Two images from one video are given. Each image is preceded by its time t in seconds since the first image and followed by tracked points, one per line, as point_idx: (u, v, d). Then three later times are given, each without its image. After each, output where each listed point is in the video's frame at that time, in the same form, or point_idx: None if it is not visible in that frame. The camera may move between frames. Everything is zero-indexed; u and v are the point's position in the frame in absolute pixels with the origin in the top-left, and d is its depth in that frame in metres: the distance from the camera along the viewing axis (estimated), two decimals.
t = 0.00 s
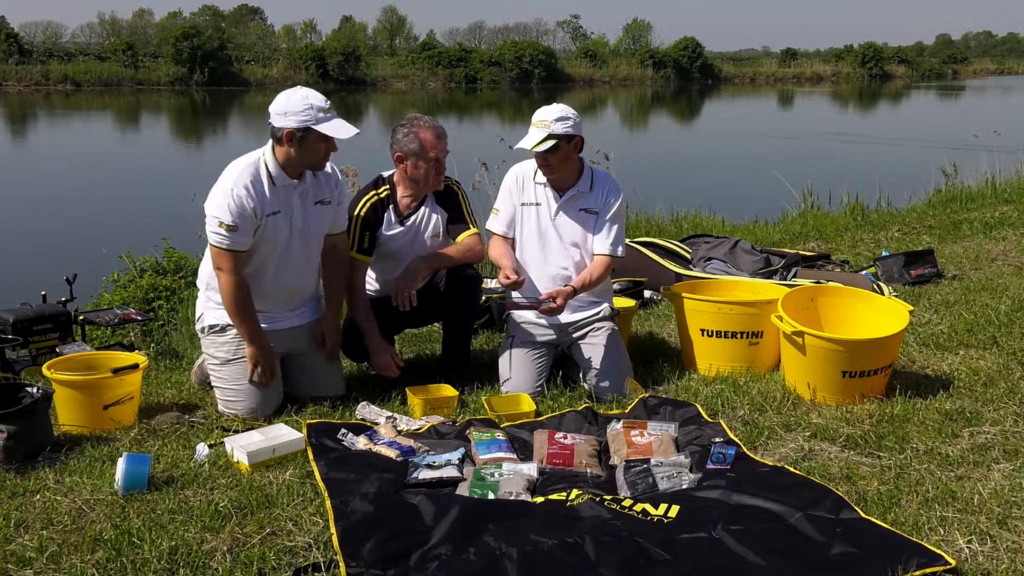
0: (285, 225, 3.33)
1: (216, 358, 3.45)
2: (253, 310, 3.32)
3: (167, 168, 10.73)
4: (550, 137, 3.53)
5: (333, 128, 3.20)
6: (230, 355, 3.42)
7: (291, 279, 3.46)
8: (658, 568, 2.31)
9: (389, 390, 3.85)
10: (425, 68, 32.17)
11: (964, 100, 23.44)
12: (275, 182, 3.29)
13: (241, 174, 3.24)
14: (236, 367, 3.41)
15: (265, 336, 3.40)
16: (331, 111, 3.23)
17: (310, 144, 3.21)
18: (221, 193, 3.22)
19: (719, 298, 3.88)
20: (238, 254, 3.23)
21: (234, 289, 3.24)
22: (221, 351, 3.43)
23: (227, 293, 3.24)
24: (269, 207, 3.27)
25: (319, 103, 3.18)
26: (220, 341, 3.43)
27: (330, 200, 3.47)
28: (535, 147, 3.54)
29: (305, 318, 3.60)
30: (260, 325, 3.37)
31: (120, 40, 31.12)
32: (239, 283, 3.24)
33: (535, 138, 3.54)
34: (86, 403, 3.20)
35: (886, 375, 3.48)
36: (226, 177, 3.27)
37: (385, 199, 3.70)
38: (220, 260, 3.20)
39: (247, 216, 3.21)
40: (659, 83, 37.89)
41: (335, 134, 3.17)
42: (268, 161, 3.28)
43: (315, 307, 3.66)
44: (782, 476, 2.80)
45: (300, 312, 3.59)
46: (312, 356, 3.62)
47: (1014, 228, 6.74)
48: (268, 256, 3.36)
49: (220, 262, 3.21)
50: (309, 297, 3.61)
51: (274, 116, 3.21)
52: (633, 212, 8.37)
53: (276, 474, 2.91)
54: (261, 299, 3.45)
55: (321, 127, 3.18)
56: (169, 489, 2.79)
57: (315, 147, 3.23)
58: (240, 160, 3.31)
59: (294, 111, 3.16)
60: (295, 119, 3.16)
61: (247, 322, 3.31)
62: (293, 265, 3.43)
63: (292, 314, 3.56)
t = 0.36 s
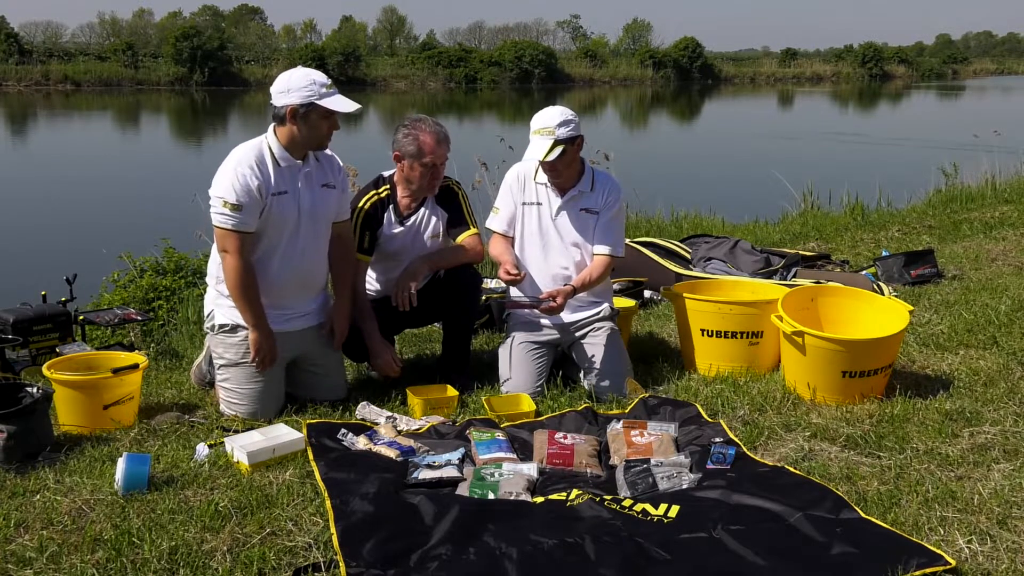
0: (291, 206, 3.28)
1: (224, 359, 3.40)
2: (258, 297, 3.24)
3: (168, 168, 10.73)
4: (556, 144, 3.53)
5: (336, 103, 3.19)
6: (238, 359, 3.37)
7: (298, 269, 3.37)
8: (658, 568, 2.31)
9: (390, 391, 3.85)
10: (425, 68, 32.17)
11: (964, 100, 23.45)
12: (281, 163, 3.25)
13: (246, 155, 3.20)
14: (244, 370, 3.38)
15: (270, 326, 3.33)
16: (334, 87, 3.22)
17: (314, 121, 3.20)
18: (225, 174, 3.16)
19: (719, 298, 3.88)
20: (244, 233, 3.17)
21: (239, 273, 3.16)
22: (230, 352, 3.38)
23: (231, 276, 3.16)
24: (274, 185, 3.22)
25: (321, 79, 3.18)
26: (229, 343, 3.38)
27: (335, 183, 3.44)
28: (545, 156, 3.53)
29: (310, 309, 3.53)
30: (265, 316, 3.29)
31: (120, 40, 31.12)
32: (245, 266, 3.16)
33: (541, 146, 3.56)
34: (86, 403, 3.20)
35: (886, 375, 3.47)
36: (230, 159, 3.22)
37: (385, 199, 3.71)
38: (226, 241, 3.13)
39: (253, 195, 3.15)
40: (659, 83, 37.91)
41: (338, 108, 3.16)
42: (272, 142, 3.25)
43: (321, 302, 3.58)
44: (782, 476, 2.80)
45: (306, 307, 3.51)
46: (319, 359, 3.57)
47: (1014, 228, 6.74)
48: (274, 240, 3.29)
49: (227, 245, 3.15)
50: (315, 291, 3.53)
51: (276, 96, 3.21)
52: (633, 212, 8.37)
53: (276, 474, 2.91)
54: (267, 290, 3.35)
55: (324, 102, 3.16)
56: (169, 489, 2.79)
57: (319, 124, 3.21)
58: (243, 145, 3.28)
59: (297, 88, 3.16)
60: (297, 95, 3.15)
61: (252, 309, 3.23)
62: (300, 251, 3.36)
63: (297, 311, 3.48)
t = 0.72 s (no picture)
0: (296, 200, 3.27)
1: (229, 360, 3.39)
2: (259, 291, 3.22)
3: (168, 168, 10.73)
4: (552, 142, 3.53)
5: (338, 95, 3.22)
6: (243, 358, 3.36)
7: (301, 266, 3.35)
8: (658, 568, 2.31)
9: (389, 391, 3.85)
10: (424, 68, 32.17)
11: (964, 100, 23.45)
12: (283, 156, 3.24)
13: (248, 148, 3.20)
14: (250, 370, 3.37)
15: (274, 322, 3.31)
16: (336, 81, 3.26)
17: (318, 114, 3.22)
18: (227, 166, 3.15)
19: (719, 298, 3.88)
20: (246, 226, 3.15)
21: (240, 265, 3.14)
22: (236, 353, 3.36)
23: (232, 267, 3.15)
24: (277, 177, 3.22)
25: (324, 72, 3.22)
26: (234, 344, 3.36)
27: (337, 179, 3.45)
28: (540, 154, 3.54)
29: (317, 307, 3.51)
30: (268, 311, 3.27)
31: (120, 40, 31.12)
32: (245, 259, 3.15)
33: (538, 145, 3.55)
34: (86, 403, 3.20)
35: (886, 375, 3.47)
36: (233, 152, 3.22)
37: (385, 198, 3.71)
38: (227, 233, 3.12)
39: (256, 186, 3.15)
40: (659, 83, 37.93)
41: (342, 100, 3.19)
42: (274, 136, 3.25)
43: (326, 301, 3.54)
44: (782, 476, 2.80)
45: (310, 306, 3.47)
46: (320, 361, 3.56)
47: (1014, 228, 6.74)
48: (277, 233, 3.27)
49: (228, 237, 3.13)
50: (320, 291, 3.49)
51: (279, 90, 3.23)
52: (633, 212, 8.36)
53: (276, 474, 2.91)
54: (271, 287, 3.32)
55: (328, 94, 3.19)
56: (170, 489, 2.79)
57: (321, 117, 3.23)
58: (246, 139, 3.28)
59: (300, 81, 3.18)
60: (301, 87, 3.18)
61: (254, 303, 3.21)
62: (303, 246, 3.34)
63: (302, 310, 3.44)
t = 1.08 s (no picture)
0: (296, 201, 3.27)
1: (229, 360, 3.39)
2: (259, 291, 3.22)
3: (168, 168, 10.74)
4: (553, 145, 3.53)
5: (338, 97, 3.22)
6: (243, 358, 3.36)
7: (302, 266, 3.35)
8: (658, 568, 2.31)
9: (389, 391, 3.85)
10: (424, 68, 32.17)
11: (964, 100, 23.46)
12: (283, 158, 3.24)
13: (248, 150, 3.19)
14: (249, 370, 3.37)
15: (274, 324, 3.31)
16: (335, 82, 3.25)
17: (317, 116, 3.22)
18: (227, 169, 3.16)
19: (719, 298, 3.89)
20: (247, 228, 3.16)
21: (241, 266, 3.15)
22: (236, 352, 3.36)
23: (234, 269, 3.16)
24: (277, 179, 3.22)
25: (324, 73, 3.21)
26: (234, 344, 3.36)
27: (336, 179, 3.45)
28: (542, 157, 3.54)
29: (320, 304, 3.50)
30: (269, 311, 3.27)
31: (120, 40, 31.11)
32: (246, 261, 3.15)
33: (540, 148, 3.55)
34: (86, 403, 3.20)
35: (886, 375, 3.48)
36: (232, 153, 3.22)
37: (385, 199, 3.71)
38: (229, 235, 3.13)
39: (257, 188, 3.15)
40: (659, 83, 37.95)
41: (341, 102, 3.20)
42: (273, 137, 3.25)
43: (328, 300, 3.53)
44: (782, 476, 2.80)
45: (311, 306, 3.47)
46: (320, 362, 3.56)
47: (1014, 228, 6.74)
48: (278, 234, 3.27)
49: (229, 239, 3.14)
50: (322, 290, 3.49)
51: (278, 90, 3.23)
52: (633, 212, 8.36)
53: (276, 474, 2.91)
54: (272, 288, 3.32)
55: (327, 96, 3.19)
56: (169, 488, 2.79)
57: (321, 118, 3.23)
58: (245, 139, 3.28)
59: (300, 82, 3.18)
60: (300, 88, 3.17)
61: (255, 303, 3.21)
62: (304, 246, 3.33)
63: (303, 310, 3.43)
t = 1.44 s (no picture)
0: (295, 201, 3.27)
1: (229, 359, 3.39)
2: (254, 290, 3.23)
3: (168, 168, 10.74)
4: (546, 137, 3.53)
5: (335, 97, 3.23)
6: (243, 358, 3.36)
7: (299, 266, 3.34)
8: (658, 568, 2.31)
9: (389, 392, 3.84)
10: (424, 68, 32.17)
11: (964, 100, 23.46)
12: (279, 158, 3.25)
13: (244, 150, 3.20)
14: (248, 369, 3.37)
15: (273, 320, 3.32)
16: (332, 82, 3.26)
17: (314, 116, 3.22)
18: (224, 168, 3.16)
19: (719, 298, 3.88)
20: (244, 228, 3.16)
21: (234, 264, 3.15)
22: (235, 352, 3.36)
23: (226, 266, 3.15)
24: (275, 180, 3.22)
25: (321, 74, 3.22)
26: (233, 343, 3.36)
27: (335, 176, 3.45)
28: (534, 147, 3.54)
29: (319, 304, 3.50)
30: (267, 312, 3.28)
31: (120, 40, 31.08)
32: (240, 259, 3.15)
33: (531, 139, 3.56)
34: (86, 403, 3.20)
35: (886, 375, 3.47)
36: (230, 153, 3.22)
37: (384, 199, 3.71)
38: (221, 233, 3.12)
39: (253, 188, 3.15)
40: (659, 83, 37.97)
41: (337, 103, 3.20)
42: (269, 138, 3.25)
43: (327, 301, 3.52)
44: (782, 476, 2.80)
45: (311, 305, 3.47)
46: (321, 361, 3.56)
47: (1014, 228, 6.74)
48: (275, 233, 3.27)
49: (221, 236, 3.13)
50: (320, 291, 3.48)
51: (274, 91, 3.23)
52: (633, 212, 8.36)
53: (276, 474, 2.91)
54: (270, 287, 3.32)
55: (323, 96, 3.20)
56: (170, 489, 2.79)
57: (318, 119, 3.24)
58: (243, 139, 3.28)
59: (296, 82, 3.18)
60: (296, 89, 3.18)
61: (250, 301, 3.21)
62: (301, 245, 3.33)
63: (303, 310, 3.43)
